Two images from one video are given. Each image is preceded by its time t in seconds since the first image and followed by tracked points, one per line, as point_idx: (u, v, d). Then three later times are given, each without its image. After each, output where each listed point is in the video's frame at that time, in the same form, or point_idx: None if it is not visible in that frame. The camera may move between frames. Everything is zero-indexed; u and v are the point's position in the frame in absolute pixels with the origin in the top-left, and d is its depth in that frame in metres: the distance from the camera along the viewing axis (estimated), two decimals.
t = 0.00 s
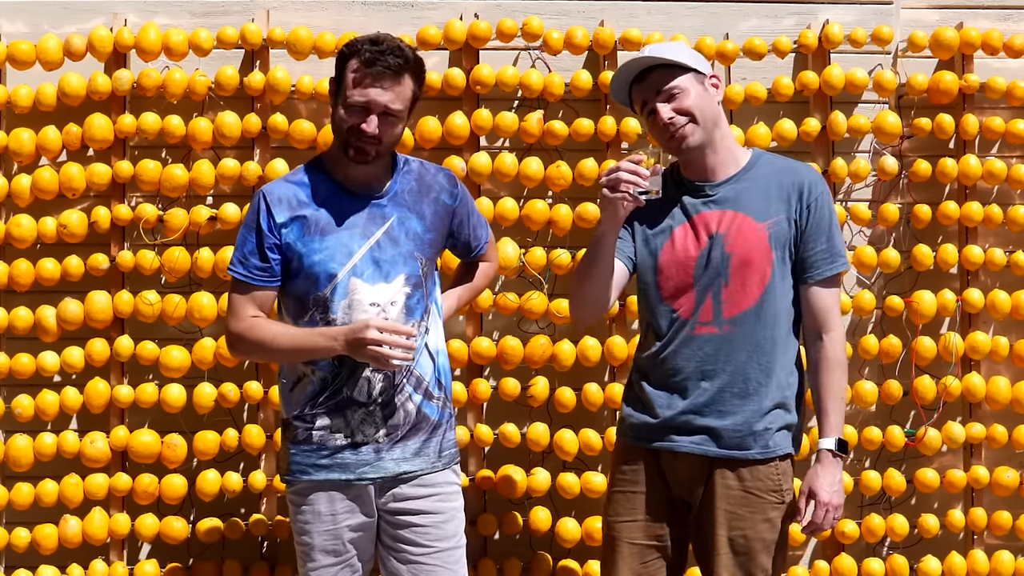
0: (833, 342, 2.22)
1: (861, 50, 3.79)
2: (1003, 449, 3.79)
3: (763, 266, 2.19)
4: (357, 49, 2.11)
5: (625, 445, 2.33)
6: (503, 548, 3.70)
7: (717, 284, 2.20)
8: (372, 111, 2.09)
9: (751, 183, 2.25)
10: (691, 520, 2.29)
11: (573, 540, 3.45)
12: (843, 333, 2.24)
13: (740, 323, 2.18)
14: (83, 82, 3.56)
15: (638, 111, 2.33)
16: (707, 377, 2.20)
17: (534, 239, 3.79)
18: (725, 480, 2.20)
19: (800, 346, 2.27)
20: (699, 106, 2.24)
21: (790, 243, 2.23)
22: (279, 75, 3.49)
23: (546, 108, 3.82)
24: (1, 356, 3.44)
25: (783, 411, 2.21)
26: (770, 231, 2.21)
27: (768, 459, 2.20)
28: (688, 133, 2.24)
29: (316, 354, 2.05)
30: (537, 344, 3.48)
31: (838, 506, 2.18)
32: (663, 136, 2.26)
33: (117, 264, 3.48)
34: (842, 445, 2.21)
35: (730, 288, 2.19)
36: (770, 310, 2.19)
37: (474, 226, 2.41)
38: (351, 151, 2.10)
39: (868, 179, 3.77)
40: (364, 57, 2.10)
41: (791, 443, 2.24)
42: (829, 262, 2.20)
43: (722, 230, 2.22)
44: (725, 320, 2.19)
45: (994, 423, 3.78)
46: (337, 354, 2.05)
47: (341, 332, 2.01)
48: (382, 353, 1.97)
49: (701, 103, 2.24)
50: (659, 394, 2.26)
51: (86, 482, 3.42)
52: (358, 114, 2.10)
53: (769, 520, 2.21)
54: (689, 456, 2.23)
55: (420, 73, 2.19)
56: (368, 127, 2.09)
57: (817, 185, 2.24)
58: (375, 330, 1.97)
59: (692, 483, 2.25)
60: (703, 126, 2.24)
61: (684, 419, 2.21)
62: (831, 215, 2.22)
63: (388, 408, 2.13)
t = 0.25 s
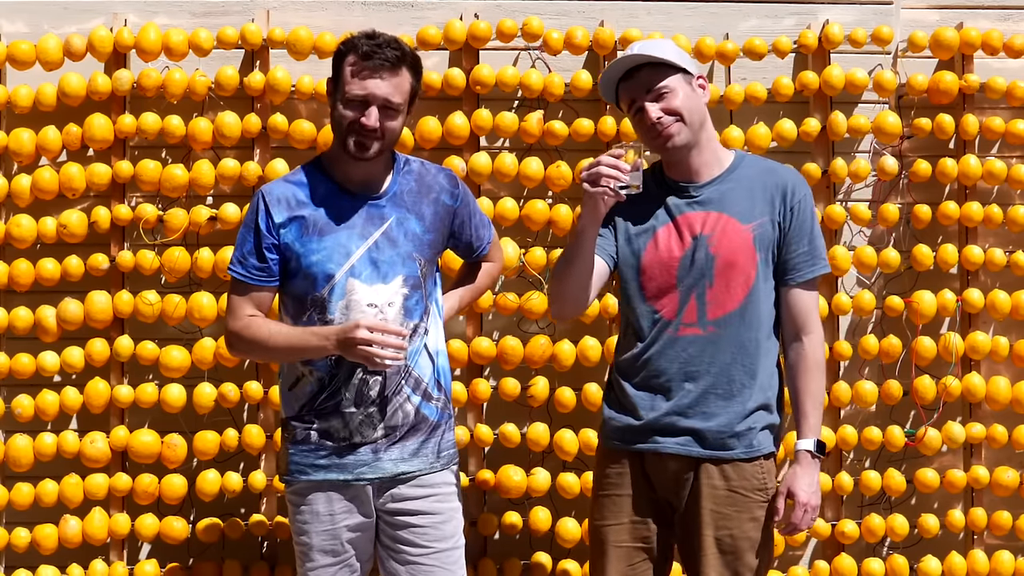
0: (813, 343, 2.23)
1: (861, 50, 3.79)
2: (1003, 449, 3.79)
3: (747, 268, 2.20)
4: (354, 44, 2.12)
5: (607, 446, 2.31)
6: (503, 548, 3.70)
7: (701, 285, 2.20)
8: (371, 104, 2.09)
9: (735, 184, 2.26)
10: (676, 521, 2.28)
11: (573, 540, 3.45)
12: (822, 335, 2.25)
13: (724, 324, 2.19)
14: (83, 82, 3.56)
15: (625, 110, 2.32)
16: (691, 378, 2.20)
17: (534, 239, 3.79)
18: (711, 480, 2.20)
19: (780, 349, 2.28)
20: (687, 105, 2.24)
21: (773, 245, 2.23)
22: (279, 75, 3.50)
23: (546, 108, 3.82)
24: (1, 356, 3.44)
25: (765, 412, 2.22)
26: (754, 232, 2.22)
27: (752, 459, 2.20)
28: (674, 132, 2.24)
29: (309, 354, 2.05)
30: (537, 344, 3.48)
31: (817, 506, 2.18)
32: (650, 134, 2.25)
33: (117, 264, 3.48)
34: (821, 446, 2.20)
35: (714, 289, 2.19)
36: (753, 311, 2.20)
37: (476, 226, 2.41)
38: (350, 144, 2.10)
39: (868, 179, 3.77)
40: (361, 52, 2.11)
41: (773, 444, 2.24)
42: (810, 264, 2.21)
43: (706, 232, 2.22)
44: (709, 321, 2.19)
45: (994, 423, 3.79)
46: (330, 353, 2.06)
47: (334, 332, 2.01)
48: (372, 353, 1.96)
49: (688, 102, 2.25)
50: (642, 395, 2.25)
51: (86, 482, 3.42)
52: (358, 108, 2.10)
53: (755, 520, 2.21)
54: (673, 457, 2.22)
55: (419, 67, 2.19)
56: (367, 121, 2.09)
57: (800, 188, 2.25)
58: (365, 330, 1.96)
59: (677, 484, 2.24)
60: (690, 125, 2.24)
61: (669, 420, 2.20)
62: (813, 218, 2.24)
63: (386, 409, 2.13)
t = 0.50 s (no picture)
0: (791, 347, 2.23)
1: (861, 50, 3.79)
2: (1003, 449, 3.79)
3: (732, 270, 2.20)
4: (357, 34, 2.14)
5: (588, 445, 2.30)
6: (503, 548, 3.70)
7: (686, 287, 2.20)
8: (376, 88, 2.12)
9: (723, 186, 2.25)
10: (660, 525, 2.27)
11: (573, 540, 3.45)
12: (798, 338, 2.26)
13: (708, 326, 2.19)
14: (83, 82, 3.56)
15: (619, 101, 2.31)
16: (675, 379, 2.19)
17: (534, 239, 3.79)
18: (695, 480, 2.19)
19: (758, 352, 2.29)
20: (682, 101, 2.24)
21: (758, 248, 2.23)
22: (279, 75, 3.49)
23: (546, 108, 3.82)
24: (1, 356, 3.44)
25: (746, 414, 2.22)
26: (740, 234, 2.21)
27: (735, 459, 2.21)
28: (667, 126, 2.22)
29: (309, 353, 2.05)
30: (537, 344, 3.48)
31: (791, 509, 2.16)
32: (642, 126, 2.24)
33: (117, 264, 3.48)
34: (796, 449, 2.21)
35: (699, 291, 2.19)
36: (737, 314, 2.20)
37: (476, 226, 2.41)
38: (354, 129, 2.11)
39: (868, 179, 3.77)
40: (363, 39, 2.13)
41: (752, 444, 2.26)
42: (791, 269, 2.22)
43: (693, 232, 2.21)
44: (693, 322, 2.19)
45: (994, 423, 3.78)
46: (331, 353, 2.06)
47: (335, 331, 2.01)
48: (373, 351, 1.96)
49: (684, 98, 2.24)
50: (624, 395, 2.24)
51: (86, 482, 3.42)
52: (362, 93, 2.12)
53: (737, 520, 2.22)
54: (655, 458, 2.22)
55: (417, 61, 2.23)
56: (372, 105, 2.11)
57: (785, 193, 2.26)
58: (366, 328, 1.96)
59: (658, 485, 2.23)
60: (683, 121, 2.23)
61: (652, 421, 2.20)
62: (797, 224, 2.24)
63: (386, 409, 2.13)
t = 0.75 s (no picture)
0: (774, 350, 2.23)
1: (861, 50, 3.79)
2: (1003, 449, 3.79)
3: (718, 274, 2.20)
4: (359, 30, 2.16)
5: (574, 448, 2.30)
6: (503, 548, 3.70)
7: (672, 291, 2.20)
8: (380, 81, 2.13)
9: (708, 189, 2.25)
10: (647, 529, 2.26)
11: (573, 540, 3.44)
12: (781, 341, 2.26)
13: (695, 331, 2.19)
14: (83, 82, 3.56)
15: (613, 96, 2.30)
16: (662, 384, 2.20)
17: (534, 239, 3.79)
18: (684, 482, 2.18)
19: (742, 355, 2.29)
20: (676, 102, 2.23)
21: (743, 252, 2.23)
22: (279, 75, 3.49)
23: (546, 108, 3.82)
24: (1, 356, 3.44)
25: (732, 417, 2.23)
26: (725, 238, 2.21)
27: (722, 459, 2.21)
28: (659, 125, 2.21)
29: (312, 353, 2.05)
30: (537, 344, 3.48)
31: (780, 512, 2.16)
32: (635, 122, 2.23)
33: (117, 264, 3.48)
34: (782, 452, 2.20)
35: (684, 295, 2.20)
36: (722, 318, 2.20)
37: (474, 225, 2.42)
38: (360, 121, 2.11)
39: (868, 179, 3.77)
40: (365, 34, 2.15)
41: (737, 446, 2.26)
42: (775, 272, 2.22)
43: (679, 237, 2.21)
44: (679, 327, 2.19)
45: (994, 423, 3.79)
46: (334, 352, 2.06)
47: (338, 330, 2.01)
48: (377, 348, 1.96)
49: (679, 99, 2.24)
50: (611, 398, 2.24)
51: (86, 482, 3.42)
52: (366, 86, 2.13)
53: (727, 521, 2.21)
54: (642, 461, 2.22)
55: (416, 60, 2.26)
56: (378, 98, 2.12)
57: (769, 196, 2.26)
58: (370, 325, 1.96)
59: (644, 487, 2.22)
60: (675, 122, 2.22)
61: (639, 424, 2.20)
62: (781, 227, 2.24)
63: (387, 409, 2.13)
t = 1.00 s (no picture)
0: (771, 350, 2.21)
1: (861, 50, 3.79)
2: (1003, 449, 3.79)
3: (701, 274, 2.19)
4: (358, 30, 2.15)
5: (567, 450, 2.31)
6: (503, 548, 3.70)
7: (655, 292, 2.20)
8: (377, 82, 2.13)
9: (693, 189, 2.24)
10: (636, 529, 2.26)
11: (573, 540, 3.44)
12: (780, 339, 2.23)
13: (679, 331, 2.18)
14: (83, 82, 3.56)
15: (597, 98, 2.29)
16: (646, 385, 2.20)
17: (534, 239, 3.79)
18: (671, 483, 2.18)
19: (739, 355, 2.27)
20: (660, 108, 2.23)
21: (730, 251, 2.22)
22: (280, 74, 3.49)
23: (546, 108, 3.82)
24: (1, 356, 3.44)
25: (722, 417, 2.20)
26: (708, 238, 2.20)
27: (712, 461, 2.19)
28: (643, 130, 2.21)
29: (313, 353, 2.05)
30: (536, 344, 3.48)
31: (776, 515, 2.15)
32: (619, 126, 2.23)
33: (117, 264, 3.48)
34: (779, 454, 2.18)
35: (668, 296, 2.19)
36: (708, 318, 2.19)
37: (473, 225, 2.42)
38: (359, 122, 2.12)
39: (868, 179, 3.78)
40: (362, 35, 2.15)
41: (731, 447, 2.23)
42: (765, 270, 2.19)
43: (661, 238, 2.22)
44: (663, 328, 2.19)
45: (994, 423, 3.79)
46: (334, 351, 2.06)
47: (339, 329, 2.01)
48: (378, 347, 1.96)
49: (663, 104, 2.24)
50: (599, 400, 2.25)
51: (86, 482, 3.42)
52: (364, 86, 2.13)
53: (717, 522, 2.19)
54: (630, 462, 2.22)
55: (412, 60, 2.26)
56: (375, 98, 2.12)
57: (755, 192, 2.23)
58: (371, 325, 1.96)
59: (632, 488, 2.22)
60: (660, 127, 2.23)
61: (624, 425, 2.20)
62: (768, 223, 2.22)
63: (388, 408, 2.13)
